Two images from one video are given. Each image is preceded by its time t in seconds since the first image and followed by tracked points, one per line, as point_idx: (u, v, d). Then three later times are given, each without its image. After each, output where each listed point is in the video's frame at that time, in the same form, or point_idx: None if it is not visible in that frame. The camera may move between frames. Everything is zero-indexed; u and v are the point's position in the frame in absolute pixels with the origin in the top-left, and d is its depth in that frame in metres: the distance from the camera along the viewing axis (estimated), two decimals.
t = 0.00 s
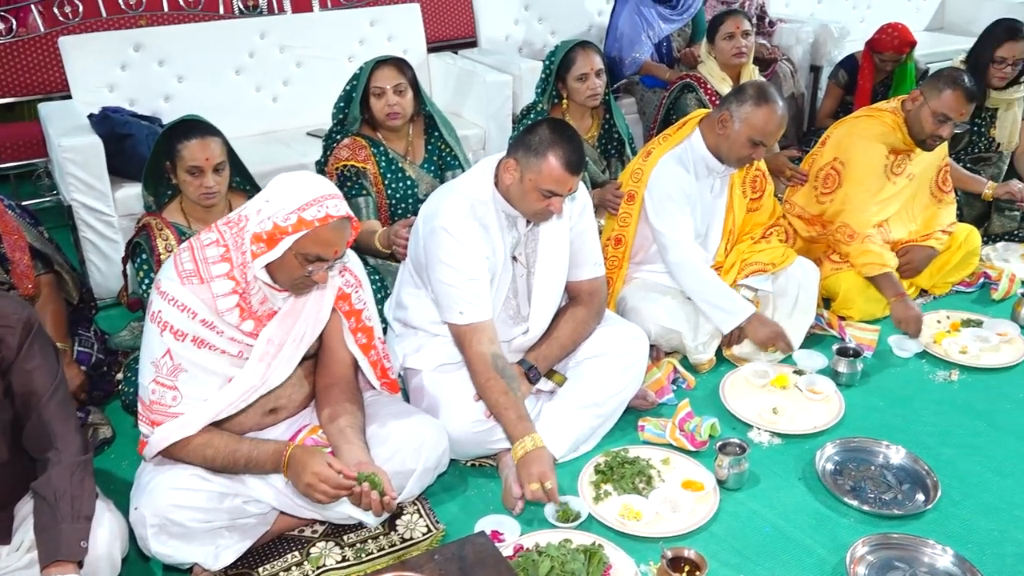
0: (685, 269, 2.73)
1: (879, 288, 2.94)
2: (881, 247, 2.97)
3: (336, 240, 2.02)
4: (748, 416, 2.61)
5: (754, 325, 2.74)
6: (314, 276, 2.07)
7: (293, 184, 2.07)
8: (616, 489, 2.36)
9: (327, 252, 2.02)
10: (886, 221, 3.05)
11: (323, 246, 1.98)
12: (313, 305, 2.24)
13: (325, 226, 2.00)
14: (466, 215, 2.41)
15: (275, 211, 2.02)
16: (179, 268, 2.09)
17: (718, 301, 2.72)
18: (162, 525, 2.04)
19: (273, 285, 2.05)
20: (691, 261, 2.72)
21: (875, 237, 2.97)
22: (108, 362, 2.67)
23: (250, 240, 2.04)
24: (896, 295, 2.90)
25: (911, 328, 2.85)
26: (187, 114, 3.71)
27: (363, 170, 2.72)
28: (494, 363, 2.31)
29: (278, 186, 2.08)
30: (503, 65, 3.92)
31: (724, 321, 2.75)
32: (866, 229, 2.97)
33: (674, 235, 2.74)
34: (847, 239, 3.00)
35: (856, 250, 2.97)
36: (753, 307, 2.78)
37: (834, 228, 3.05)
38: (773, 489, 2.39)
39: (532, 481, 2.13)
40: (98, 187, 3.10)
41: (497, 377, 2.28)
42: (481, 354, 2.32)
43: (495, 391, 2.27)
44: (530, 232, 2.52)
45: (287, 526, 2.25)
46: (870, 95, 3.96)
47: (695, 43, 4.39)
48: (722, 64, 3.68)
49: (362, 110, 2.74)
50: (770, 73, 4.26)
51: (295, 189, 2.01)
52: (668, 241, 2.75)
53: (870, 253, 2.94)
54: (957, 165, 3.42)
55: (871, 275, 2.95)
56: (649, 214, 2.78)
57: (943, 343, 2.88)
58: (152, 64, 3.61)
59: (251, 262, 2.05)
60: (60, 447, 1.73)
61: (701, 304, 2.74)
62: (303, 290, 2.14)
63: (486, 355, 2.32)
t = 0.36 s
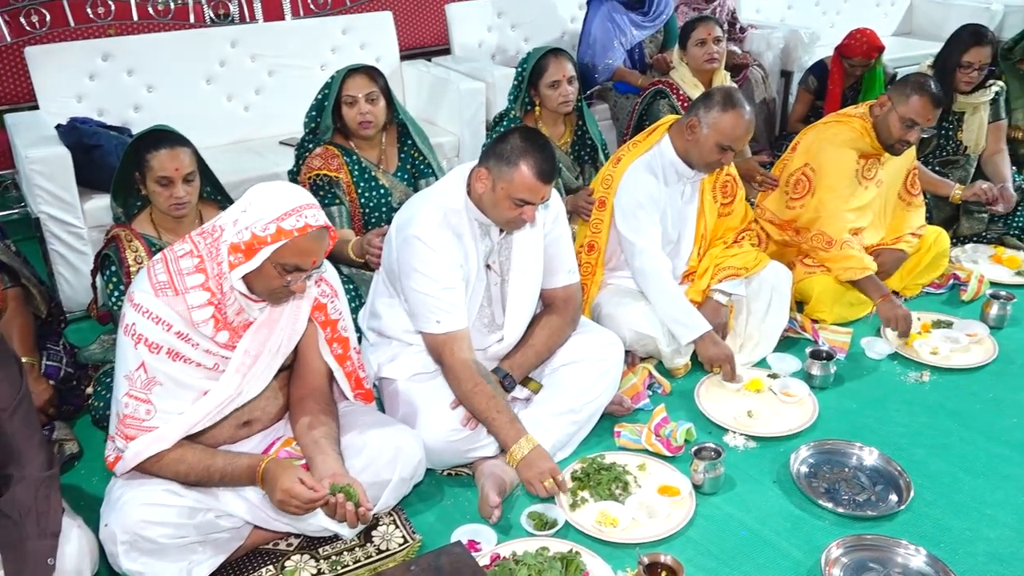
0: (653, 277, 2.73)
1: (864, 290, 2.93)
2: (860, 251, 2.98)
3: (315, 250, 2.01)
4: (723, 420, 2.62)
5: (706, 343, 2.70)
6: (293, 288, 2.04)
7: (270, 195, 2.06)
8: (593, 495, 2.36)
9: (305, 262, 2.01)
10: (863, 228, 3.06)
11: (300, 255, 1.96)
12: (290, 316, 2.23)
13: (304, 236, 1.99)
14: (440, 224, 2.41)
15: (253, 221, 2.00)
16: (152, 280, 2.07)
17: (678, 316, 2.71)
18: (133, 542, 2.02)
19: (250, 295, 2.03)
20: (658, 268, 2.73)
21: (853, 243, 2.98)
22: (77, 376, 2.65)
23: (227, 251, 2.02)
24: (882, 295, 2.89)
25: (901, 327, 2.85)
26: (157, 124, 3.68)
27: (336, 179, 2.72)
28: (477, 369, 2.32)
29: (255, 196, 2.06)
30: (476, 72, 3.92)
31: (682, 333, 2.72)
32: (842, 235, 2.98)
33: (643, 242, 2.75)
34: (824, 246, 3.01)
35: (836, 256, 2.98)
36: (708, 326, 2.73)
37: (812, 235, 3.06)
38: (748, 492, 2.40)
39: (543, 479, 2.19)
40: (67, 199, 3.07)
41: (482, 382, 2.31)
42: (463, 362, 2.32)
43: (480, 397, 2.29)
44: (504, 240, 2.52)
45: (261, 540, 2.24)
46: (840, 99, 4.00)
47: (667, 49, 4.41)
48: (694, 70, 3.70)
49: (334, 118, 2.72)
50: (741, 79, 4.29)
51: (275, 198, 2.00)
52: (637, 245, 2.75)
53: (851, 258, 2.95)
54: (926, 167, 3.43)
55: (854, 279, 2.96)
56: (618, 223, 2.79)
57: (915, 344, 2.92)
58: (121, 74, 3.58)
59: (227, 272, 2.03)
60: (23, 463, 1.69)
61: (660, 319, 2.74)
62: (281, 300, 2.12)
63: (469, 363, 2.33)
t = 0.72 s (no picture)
0: (628, 283, 2.75)
1: (874, 298, 3.00)
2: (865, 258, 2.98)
3: (298, 259, 2.02)
4: (698, 424, 2.64)
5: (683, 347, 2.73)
6: (275, 297, 2.06)
7: (252, 205, 2.07)
8: (570, 501, 2.37)
9: (288, 271, 2.02)
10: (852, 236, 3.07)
11: (284, 264, 1.97)
12: (268, 327, 2.24)
13: (288, 245, 2.01)
14: (414, 231, 2.42)
15: (235, 231, 2.01)
16: (131, 291, 2.07)
17: (653, 320, 2.71)
18: (105, 558, 2.00)
19: (231, 305, 2.04)
20: (634, 273, 2.75)
21: (856, 251, 2.98)
22: (46, 391, 2.63)
23: (208, 262, 2.03)
24: (892, 302, 2.97)
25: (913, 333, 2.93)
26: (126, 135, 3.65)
27: (309, 189, 2.71)
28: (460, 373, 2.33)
29: (236, 206, 2.08)
30: (449, 79, 3.92)
31: (657, 338, 2.73)
32: (846, 245, 2.97)
33: (618, 248, 2.77)
34: (829, 256, 3.01)
35: (842, 266, 2.97)
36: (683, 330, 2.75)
37: (813, 244, 3.05)
38: (723, 495, 2.42)
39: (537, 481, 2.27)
40: (35, 211, 3.03)
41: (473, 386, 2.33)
42: (449, 365, 2.33)
43: (471, 403, 2.31)
44: (478, 246, 2.53)
45: (237, 552, 2.23)
46: (810, 104, 4.04)
47: (638, 56, 4.44)
48: (666, 76, 3.72)
49: (306, 127, 2.71)
50: (713, 85, 4.33)
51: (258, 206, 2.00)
52: (610, 252, 2.77)
53: (854, 267, 2.95)
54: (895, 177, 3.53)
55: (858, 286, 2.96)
56: (594, 229, 2.80)
57: (886, 344, 2.93)
58: (89, 83, 3.54)
59: (209, 283, 2.03)
60: None
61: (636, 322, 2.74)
62: (262, 311, 2.13)
63: (454, 366, 2.34)
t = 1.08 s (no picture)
0: (615, 287, 2.76)
1: (852, 304, 3.03)
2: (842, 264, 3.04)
3: (278, 266, 2.02)
4: (677, 429, 2.65)
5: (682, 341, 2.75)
6: (257, 305, 2.05)
7: (230, 214, 2.07)
8: (550, 507, 2.37)
9: (269, 278, 2.02)
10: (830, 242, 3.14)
11: (265, 271, 1.97)
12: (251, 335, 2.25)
13: (269, 251, 2.01)
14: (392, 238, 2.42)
15: (214, 239, 2.01)
16: (113, 304, 2.06)
17: (643, 316, 2.74)
18: (81, 571, 1.99)
19: (213, 314, 2.04)
20: (621, 275, 2.76)
21: (834, 257, 3.03)
22: (20, 403, 2.61)
23: (188, 271, 2.03)
24: (870, 307, 3.00)
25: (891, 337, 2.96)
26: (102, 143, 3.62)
27: (287, 197, 2.70)
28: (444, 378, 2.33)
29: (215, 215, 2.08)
30: (427, 87, 3.92)
31: (651, 337, 2.75)
32: (824, 251, 3.03)
33: (600, 253, 2.77)
34: (808, 261, 3.05)
35: (820, 271, 3.02)
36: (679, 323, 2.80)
37: (791, 250, 3.09)
38: (702, 500, 2.43)
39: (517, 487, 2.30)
40: (9, 220, 3.01)
41: (451, 392, 2.33)
42: (429, 372, 2.33)
43: (449, 409, 2.31)
44: (456, 253, 2.55)
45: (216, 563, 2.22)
46: (786, 110, 4.08)
47: (616, 63, 4.46)
48: (643, 83, 3.74)
49: (283, 135, 2.70)
50: (689, 92, 4.36)
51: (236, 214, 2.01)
52: (592, 259, 2.78)
53: (833, 273, 3.00)
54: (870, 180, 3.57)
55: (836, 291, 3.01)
56: (576, 235, 2.81)
57: (861, 348, 2.97)
58: (64, 91, 3.52)
59: (190, 292, 2.04)
60: None
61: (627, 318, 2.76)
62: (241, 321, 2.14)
63: (434, 372, 2.34)
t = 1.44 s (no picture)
0: (625, 290, 2.74)
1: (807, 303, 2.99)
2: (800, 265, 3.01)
3: (255, 277, 1.97)
4: (663, 437, 2.63)
5: (691, 345, 2.73)
6: (232, 315, 2.02)
7: (208, 223, 2.04)
8: (535, 518, 2.34)
9: (245, 289, 1.97)
10: (798, 243, 3.11)
11: (242, 282, 1.93)
12: (223, 346, 2.21)
13: (244, 262, 1.96)
14: (374, 246, 2.40)
15: (190, 248, 1.97)
16: (83, 312, 2.00)
17: (659, 323, 2.72)
18: None
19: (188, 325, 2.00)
20: (631, 279, 2.74)
21: (792, 258, 3.01)
22: None
23: (163, 281, 1.99)
24: (825, 308, 2.97)
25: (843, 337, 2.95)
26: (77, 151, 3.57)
27: (267, 205, 2.66)
28: (408, 393, 2.29)
29: (191, 224, 2.04)
30: (409, 93, 3.89)
31: (658, 342, 2.74)
32: (781, 251, 3.01)
33: (602, 255, 2.75)
34: (765, 261, 3.04)
35: (777, 271, 3.01)
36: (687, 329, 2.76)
37: (752, 252, 3.09)
38: (689, 509, 2.41)
39: (464, 503, 2.15)
40: None
41: (414, 407, 2.28)
42: (393, 387, 2.30)
43: (413, 420, 2.27)
44: (439, 260, 2.54)
45: None
46: (770, 116, 4.08)
47: (600, 69, 4.45)
48: (626, 89, 3.72)
49: (263, 142, 2.66)
50: (674, 98, 4.36)
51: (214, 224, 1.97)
52: (600, 264, 2.75)
53: (790, 273, 2.98)
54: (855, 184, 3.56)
55: (795, 293, 2.98)
56: (572, 238, 2.78)
57: (848, 355, 2.96)
58: (39, 99, 3.46)
59: (165, 302, 2.01)
60: None
61: (637, 323, 2.74)
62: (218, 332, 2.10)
63: (401, 388, 2.30)
